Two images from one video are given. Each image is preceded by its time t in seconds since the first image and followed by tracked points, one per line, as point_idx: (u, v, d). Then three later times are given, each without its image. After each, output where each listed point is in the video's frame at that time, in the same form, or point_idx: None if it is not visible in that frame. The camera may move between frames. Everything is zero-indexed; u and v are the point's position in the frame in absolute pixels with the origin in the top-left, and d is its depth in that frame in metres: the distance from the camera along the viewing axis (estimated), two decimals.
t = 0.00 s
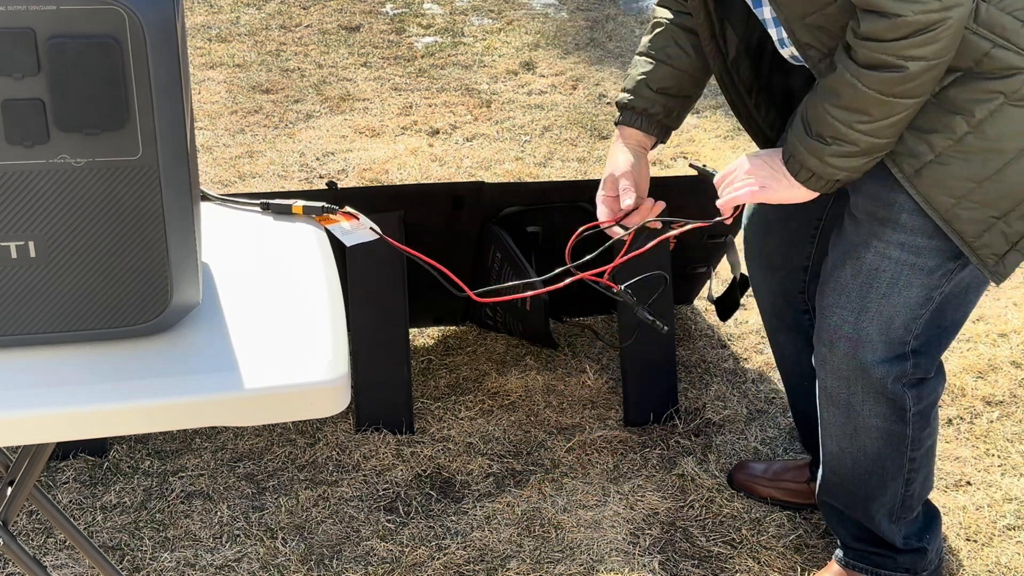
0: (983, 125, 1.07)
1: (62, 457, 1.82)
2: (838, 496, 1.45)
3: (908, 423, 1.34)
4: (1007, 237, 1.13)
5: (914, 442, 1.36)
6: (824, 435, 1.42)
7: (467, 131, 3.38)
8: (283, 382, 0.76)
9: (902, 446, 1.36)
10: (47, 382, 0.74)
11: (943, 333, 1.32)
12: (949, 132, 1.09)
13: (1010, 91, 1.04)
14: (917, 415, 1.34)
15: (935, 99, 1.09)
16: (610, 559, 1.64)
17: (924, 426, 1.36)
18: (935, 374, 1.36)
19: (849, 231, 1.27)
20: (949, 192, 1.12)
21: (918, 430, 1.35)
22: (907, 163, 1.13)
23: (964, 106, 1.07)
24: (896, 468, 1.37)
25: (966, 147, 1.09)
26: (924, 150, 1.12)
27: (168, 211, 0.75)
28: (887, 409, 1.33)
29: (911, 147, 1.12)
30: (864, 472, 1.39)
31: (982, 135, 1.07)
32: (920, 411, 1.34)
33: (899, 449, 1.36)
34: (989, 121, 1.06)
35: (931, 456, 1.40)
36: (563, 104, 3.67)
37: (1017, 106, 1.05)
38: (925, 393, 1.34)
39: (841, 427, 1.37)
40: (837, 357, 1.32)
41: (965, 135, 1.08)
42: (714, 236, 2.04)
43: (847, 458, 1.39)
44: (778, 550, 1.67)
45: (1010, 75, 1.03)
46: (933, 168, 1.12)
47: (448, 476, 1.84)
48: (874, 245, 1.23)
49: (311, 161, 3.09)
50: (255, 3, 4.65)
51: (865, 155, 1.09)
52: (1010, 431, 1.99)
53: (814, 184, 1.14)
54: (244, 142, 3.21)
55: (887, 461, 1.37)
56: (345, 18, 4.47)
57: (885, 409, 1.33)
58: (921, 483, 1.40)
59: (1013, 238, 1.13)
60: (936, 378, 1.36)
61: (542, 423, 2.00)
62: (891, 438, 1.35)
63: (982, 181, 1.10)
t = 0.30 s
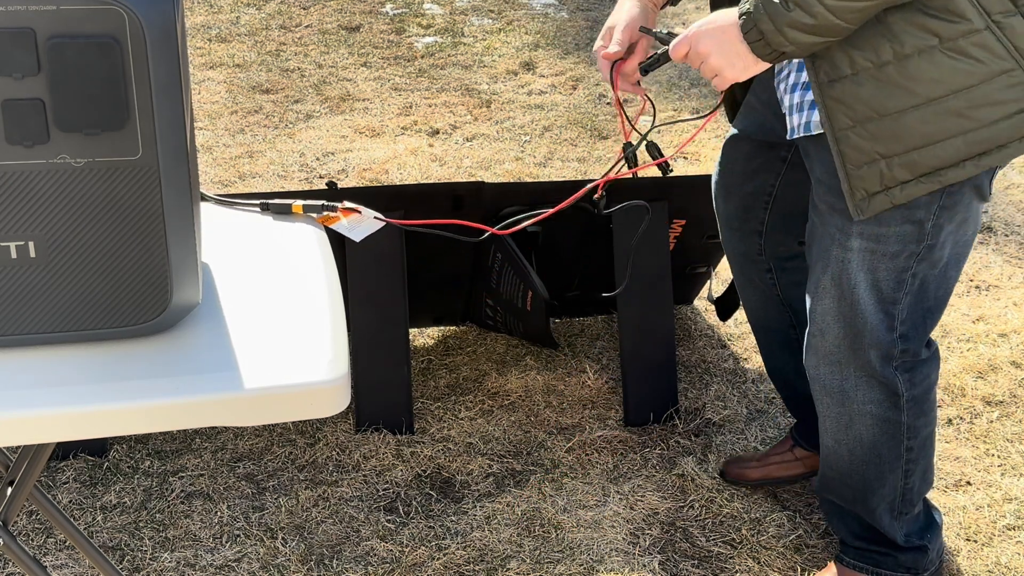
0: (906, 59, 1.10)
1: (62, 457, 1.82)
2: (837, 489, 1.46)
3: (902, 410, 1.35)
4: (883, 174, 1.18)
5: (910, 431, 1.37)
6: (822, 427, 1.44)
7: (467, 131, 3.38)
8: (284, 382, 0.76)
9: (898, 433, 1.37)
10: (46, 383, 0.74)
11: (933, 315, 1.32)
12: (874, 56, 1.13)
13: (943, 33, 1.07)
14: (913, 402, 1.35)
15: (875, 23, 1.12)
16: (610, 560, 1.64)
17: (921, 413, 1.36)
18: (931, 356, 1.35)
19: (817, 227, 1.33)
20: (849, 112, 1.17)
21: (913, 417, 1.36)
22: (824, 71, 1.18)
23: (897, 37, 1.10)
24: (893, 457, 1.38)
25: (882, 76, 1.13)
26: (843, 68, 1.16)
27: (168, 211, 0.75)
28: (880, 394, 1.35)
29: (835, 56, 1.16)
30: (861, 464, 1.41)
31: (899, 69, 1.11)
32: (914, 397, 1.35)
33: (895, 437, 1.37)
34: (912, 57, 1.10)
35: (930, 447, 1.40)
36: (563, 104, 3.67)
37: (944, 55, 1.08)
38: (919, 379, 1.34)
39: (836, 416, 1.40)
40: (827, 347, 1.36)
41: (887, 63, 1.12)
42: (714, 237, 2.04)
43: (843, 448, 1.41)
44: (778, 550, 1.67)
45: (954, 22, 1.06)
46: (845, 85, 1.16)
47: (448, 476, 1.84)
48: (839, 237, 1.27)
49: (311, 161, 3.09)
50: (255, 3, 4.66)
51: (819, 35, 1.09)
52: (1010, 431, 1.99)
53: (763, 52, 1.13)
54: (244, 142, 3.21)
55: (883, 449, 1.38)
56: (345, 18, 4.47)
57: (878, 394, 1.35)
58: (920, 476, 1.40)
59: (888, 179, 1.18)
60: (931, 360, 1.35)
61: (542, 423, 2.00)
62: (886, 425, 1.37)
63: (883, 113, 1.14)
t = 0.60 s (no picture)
0: (852, 7, 1.10)
1: (62, 457, 1.82)
2: (846, 478, 1.44)
3: (913, 387, 1.31)
4: (805, 118, 1.16)
5: (921, 410, 1.33)
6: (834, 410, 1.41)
7: (467, 131, 3.38)
8: (282, 381, 0.76)
9: (909, 412, 1.33)
10: (46, 383, 0.74)
11: (937, 285, 1.28)
12: None
13: None
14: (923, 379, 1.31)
15: None
16: (610, 560, 1.64)
17: (932, 390, 1.32)
18: (938, 329, 1.31)
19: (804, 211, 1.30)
20: (786, 48, 1.14)
21: (924, 394, 1.32)
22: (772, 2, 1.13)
23: None
24: (904, 438, 1.35)
25: (827, 18, 1.11)
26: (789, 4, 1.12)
27: (168, 210, 0.75)
28: (891, 369, 1.31)
29: None
30: (872, 446, 1.38)
31: (844, 16, 1.10)
32: (925, 373, 1.31)
33: (906, 416, 1.33)
34: (858, 7, 1.09)
35: (939, 427, 1.36)
36: (564, 105, 3.67)
37: (888, 11, 1.09)
38: (929, 356, 1.30)
39: (849, 396, 1.36)
40: (834, 327, 1.33)
41: (832, 8, 1.10)
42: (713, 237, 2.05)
43: (854, 430, 1.39)
44: (778, 550, 1.67)
45: None
46: (787, 21, 1.13)
47: (448, 475, 1.84)
48: (828, 219, 1.25)
49: (312, 161, 3.09)
50: (255, 3, 4.66)
51: None
52: (1010, 431, 1.99)
53: None
54: (244, 142, 3.21)
55: (894, 429, 1.35)
56: (345, 18, 4.47)
57: (890, 372, 1.31)
58: (930, 460, 1.37)
59: (809, 123, 1.16)
60: (940, 334, 1.31)
61: (542, 423, 2.00)
62: (898, 403, 1.33)
63: (819, 56, 1.13)
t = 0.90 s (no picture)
0: None
1: (62, 457, 1.82)
2: (836, 465, 1.42)
3: (894, 362, 1.33)
4: (763, 80, 1.17)
5: (904, 385, 1.34)
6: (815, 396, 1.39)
7: (467, 131, 3.38)
8: (282, 381, 0.76)
9: (894, 389, 1.34)
10: (47, 383, 0.74)
11: (893, 262, 1.31)
12: None
13: None
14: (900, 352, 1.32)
15: None
16: (610, 560, 1.64)
17: (909, 363, 1.34)
18: (903, 304, 1.34)
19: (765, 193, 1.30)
20: (749, 10, 1.15)
21: (905, 368, 1.34)
22: None
23: None
24: (892, 416, 1.35)
25: None
26: None
27: (168, 211, 0.75)
28: (871, 348, 1.32)
29: None
30: (860, 429, 1.37)
31: None
32: (902, 346, 1.33)
33: (892, 393, 1.34)
34: None
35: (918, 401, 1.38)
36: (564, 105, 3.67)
37: None
38: (902, 329, 1.33)
39: (833, 380, 1.35)
40: (810, 309, 1.32)
41: None
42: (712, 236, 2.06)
43: (842, 415, 1.37)
44: (778, 550, 1.66)
45: None
46: None
47: (448, 475, 1.84)
48: (793, 196, 1.25)
49: (312, 161, 3.09)
50: (255, 3, 4.66)
51: None
52: (1010, 431, 1.99)
53: None
54: (244, 142, 3.21)
55: (883, 407, 1.35)
56: (345, 18, 4.47)
57: (870, 350, 1.32)
58: (917, 436, 1.38)
59: (766, 86, 1.17)
60: (906, 309, 1.33)
61: (542, 423, 2.00)
62: (882, 380, 1.33)
63: (780, 20, 1.14)
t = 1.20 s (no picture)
0: None
1: (62, 457, 1.82)
2: (789, 454, 1.43)
3: (847, 354, 1.36)
4: (759, 67, 1.17)
5: (856, 376, 1.37)
6: (768, 386, 1.40)
7: (467, 131, 3.38)
8: (281, 381, 0.76)
9: (846, 380, 1.37)
10: (47, 383, 0.74)
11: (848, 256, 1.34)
12: None
13: None
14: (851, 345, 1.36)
15: None
16: (610, 560, 1.64)
17: (861, 356, 1.38)
18: (852, 298, 1.37)
19: (732, 177, 1.30)
20: None
21: (856, 360, 1.37)
22: None
23: None
24: (844, 407, 1.38)
25: None
26: None
27: (168, 211, 0.75)
28: (826, 340, 1.34)
29: None
30: (813, 420, 1.39)
31: None
32: (853, 339, 1.36)
33: (845, 385, 1.37)
34: None
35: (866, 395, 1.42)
36: (564, 105, 3.67)
37: None
38: (852, 321, 1.36)
39: (787, 371, 1.36)
40: (767, 298, 1.33)
41: None
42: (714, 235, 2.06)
43: (795, 406, 1.39)
44: (778, 550, 1.66)
45: None
46: None
47: (448, 475, 1.84)
48: (762, 181, 1.25)
49: (312, 161, 3.09)
50: (255, 2, 4.66)
51: None
52: (1010, 431, 1.99)
53: None
54: (244, 143, 3.21)
55: (835, 399, 1.37)
56: (345, 19, 4.47)
57: (824, 342, 1.34)
58: (866, 427, 1.42)
59: (762, 72, 1.17)
60: (855, 303, 1.37)
61: (542, 423, 2.00)
62: (835, 372, 1.36)
63: (777, 6, 1.14)
